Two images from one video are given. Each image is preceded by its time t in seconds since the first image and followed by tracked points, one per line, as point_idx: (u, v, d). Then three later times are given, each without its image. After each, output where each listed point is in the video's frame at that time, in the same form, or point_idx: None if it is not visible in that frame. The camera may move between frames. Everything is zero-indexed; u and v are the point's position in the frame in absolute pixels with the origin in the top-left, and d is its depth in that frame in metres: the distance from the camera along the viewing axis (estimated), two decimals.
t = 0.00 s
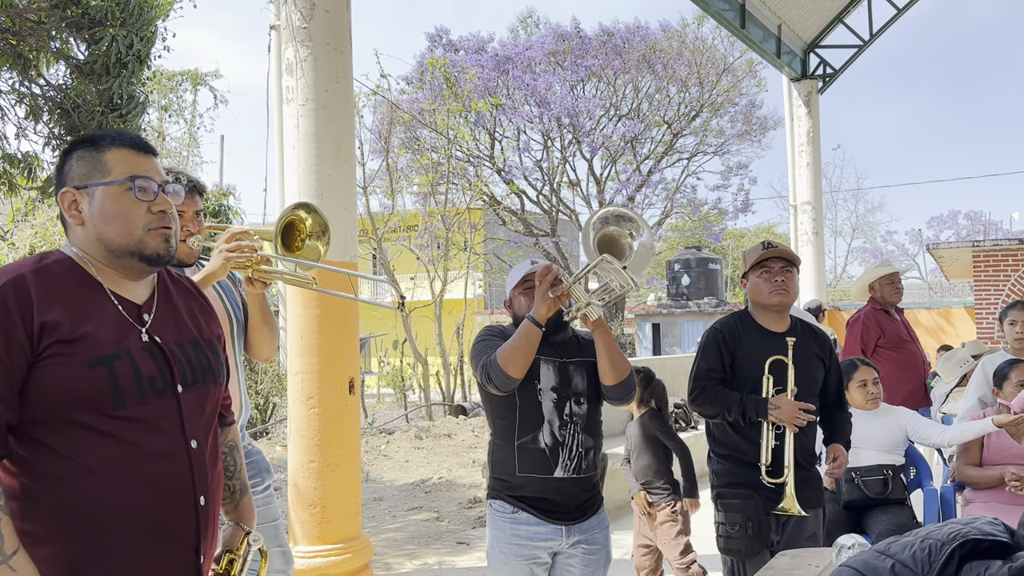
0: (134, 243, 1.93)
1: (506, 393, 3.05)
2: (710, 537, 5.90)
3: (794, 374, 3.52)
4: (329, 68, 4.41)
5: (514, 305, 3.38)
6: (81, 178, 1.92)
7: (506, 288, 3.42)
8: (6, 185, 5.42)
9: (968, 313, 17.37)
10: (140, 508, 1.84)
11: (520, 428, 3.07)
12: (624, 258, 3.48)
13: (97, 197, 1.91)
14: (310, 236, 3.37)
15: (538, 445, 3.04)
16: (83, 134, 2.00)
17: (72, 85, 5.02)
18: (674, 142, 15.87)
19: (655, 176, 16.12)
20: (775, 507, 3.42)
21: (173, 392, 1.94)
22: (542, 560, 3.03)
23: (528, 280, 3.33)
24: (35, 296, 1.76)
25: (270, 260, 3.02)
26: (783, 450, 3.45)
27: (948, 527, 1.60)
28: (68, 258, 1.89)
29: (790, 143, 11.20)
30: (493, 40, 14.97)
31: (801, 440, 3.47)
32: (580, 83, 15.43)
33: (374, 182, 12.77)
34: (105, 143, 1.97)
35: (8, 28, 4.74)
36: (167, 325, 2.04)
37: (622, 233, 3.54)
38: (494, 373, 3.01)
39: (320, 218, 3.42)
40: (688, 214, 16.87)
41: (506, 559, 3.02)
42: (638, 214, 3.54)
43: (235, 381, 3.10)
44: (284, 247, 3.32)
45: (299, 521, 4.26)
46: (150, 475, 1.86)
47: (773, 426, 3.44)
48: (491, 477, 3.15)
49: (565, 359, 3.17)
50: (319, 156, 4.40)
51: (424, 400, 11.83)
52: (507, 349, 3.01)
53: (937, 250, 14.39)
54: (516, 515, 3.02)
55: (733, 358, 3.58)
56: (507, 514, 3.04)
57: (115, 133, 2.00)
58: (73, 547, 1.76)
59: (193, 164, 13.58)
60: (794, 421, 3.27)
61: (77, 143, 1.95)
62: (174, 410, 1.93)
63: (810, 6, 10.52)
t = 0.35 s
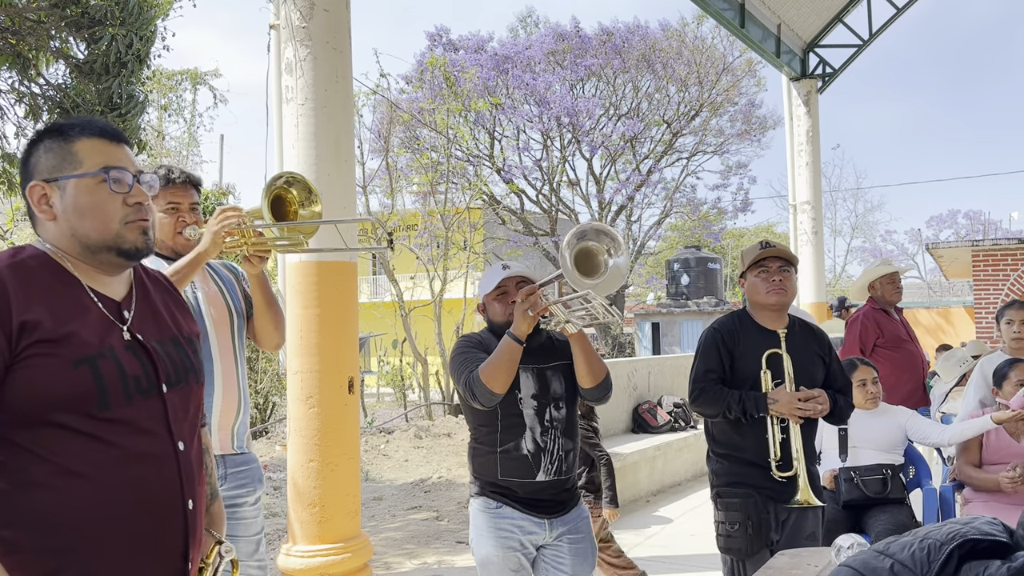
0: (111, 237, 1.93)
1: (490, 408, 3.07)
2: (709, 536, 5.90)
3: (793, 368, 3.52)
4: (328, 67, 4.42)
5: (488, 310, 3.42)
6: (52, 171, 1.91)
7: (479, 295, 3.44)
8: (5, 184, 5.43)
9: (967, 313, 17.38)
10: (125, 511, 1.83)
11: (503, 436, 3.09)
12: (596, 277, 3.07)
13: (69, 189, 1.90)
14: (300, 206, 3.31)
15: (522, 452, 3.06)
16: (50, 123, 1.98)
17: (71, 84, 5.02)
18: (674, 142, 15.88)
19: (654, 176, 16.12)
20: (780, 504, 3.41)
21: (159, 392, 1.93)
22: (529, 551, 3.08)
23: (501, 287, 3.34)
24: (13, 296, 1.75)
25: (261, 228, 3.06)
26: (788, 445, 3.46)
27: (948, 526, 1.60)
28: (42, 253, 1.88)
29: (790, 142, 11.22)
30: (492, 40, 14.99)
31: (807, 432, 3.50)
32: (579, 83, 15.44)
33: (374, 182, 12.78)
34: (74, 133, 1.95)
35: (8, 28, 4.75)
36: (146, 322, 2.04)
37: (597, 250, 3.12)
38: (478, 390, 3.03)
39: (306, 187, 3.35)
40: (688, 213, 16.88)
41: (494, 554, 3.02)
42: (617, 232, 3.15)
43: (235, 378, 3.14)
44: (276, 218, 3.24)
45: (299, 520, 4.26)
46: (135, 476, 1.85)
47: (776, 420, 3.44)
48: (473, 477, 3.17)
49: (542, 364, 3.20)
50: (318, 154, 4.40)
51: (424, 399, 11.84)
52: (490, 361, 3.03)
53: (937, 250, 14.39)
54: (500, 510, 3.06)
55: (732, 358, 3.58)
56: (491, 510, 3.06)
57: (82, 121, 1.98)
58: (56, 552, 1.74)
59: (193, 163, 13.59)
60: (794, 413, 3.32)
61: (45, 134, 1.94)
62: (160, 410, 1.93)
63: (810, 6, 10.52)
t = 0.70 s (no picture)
0: (107, 241, 1.94)
1: (481, 389, 3.06)
2: (710, 536, 5.90)
3: (792, 369, 3.51)
4: (328, 66, 4.41)
5: (478, 308, 3.45)
6: (47, 170, 1.90)
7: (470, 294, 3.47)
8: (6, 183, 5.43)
9: (968, 312, 17.39)
10: (125, 517, 1.84)
11: (494, 427, 3.10)
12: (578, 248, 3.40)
13: (65, 190, 1.89)
14: (317, 224, 3.27)
15: (513, 442, 3.07)
16: (41, 118, 1.95)
17: (72, 84, 5.03)
18: (674, 141, 15.87)
19: (655, 175, 16.12)
20: (778, 504, 3.41)
21: (154, 398, 1.94)
22: (526, 551, 3.07)
23: (490, 284, 3.39)
24: (15, 300, 1.74)
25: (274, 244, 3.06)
26: (785, 446, 3.46)
27: (949, 525, 1.60)
28: (32, 253, 1.87)
29: (790, 142, 11.24)
30: (493, 39, 15.00)
31: (805, 432, 3.51)
32: (580, 82, 15.45)
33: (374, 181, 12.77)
34: (70, 131, 1.93)
35: (9, 27, 4.75)
36: (137, 326, 2.04)
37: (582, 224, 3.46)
38: (468, 370, 3.03)
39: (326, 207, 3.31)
40: (688, 213, 16.88)
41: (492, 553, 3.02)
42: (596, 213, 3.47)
43: (243, 375, 3.15)
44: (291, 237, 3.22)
45: (299, 519, 4.26)
46: (134, 483, 1.86)
47: (775, 422, 3.44)
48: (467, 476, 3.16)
49: (532, 356, 3.21)
50: (319, 154, 4.40)
51: (424, 398, 11.85)
52: (482, 345, 3.02)
53: (937, 249, 14.37)
54: (495, 510, 3.05)
55: (732, 359, 3.58)
56: (485, 509, 3.05)
57: (78, 119, 1.97)
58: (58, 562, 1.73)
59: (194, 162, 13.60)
60: (794, 414, 3.31)
61: (37, 128, 1.91)
62: (155, 417, 1.94)
63: (810, 5, 10.50)
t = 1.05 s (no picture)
0: (122, 239, 1.93)
1: (488, 395, 3.07)
2: (712, 535, 5.90)
3: (796, 369, 3.52)
4: (329, 65, 4.41)
5: (480, 308, 3.45)
6: (60, 171, 1.89)
7: (470, 295, 3.47)
8: (7, 183, 5.44)
9: (969, 311, 17.38)
10: (146, 512, 1.84)
11: (500, 426, 3.10)
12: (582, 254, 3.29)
13: (79, 190, 1.89)
14: (335, 240, 3.36)
15: (519, 442, 3.08)
16: (55, 119, 1.95)
17: (73, 83, 5.04)
18: (675, 140, 15.86)
19: (656, 174, 16.10)
20: (782, 503, 3.42)
21: (173, 392, 1.94)
22: (528, 547, 3.08)
23: (492, 285, 3.39)
24: (28, 298, 1.73)
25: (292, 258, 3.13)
26: (788, 446, 3.46)
27: (954, 524, 1.59)
28: (50, 253, 1.86)
29: (791, 141, 11.24)
30: (494, 38, 14.99)
31: (808, 431, 3.51)
32: (581, 81, 15.43)
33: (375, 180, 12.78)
34: (83, 131, 1.93)
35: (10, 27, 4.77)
36: (156, 322, 2.04)
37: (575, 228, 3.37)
38: (476, 377, 3.03)
39: (347, 224, 3.40)
40: (689, 212, 16.86)
41: (493, 551, 3.04)
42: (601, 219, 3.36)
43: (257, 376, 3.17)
44: (309, 251, 3.29)
45: (302, 519, 4.26)
46: (154, 478, 1.86)
47: (778, 422, 3.44)
48: (472, 473, 3.16)
49: (537, 355, 3.21)
50: (320, 153, 4.40)
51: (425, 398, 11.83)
52: (486, 351, 3.02)
53: (938, 248, 14.35)
54: (499, 507, 3.05)
55: (736, 358, 3.58)
56: (490, 506, 3.05)
57: (92, 119, 1.96)
58: (81, 556, 1.74)
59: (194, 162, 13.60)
60: (798, 415, 3.30)
61: (51, 130, 1.91)
62: (174, 412, 1.93)
63: (811, 3, 10.45)
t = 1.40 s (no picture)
0: (144, 239, 1.92)
1: (503, 393, 3.05)
2: (714, 534, 5.90)
3: (800, 368, 3.52)
4: (332, 64, 4.41)
5: (493, 305, 3.44)
6: (87, 171, 1.88)
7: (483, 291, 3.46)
8: (10, 183, 5.46)
9: (971, 311, 17.37)
10: (167, 505, 1.83)
11: (515, 425, 3.10)
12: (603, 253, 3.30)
13: (106, 190, 1.88)
14: (345, 235, 3.39)
15: (533, 442, 3.08)
16: (84, 121, 1.95)
17: (75, 83, 5.05)
18: (677, 140, 15.85)
19: (657, 173, 16.09)
20: (786, 502, 3.41)
21: (193, 386, 1.93)
22: (540, 547, 3.08)
23: (506, 283, 3.39)
24: (52, 292, 1.72)
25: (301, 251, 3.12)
26: (791, 446, 3.46)
27: (957, 523, 1.59)
28: (74, 251, 1.85)
29: (794, 140, 11.22)
30: (495, 37, 14.97)
31: (812, 432, 3.51)
32: (582, 80, 15.41)
33: (376, 180, 12.81)
34: (113, 133, 1.93)
35: (12, 26, 4.78)
36: (177, 319, 2.03)
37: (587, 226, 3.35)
38: (490, 374, 3.02)
39: (356, 218, 3.43)
40: (691, 211, 16.82)
41: (505, 550, 3.03)
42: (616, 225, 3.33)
43: (267, 374, 3.17)
44: (319, 247, 3.33)
45: (304, 518, 4.27)
46: (175, 471, 1.85)
47: (781, 421, 3.44)
48: (484, 474, 3.15)
49: (550, 355, 3.21)
50: (323, 152, 4.40)
51: (426, 397, 11.83)
52: (502, 348, 3.02)
53: (941, 248, 14.34)
54: (513, 506, 3.05)
55: (739, 357, 3.58)
56: (505, 506, 3.05)
57: (121, 122, 1.96)
58: (102, 547, 1.73)
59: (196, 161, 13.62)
60: (801, 414, 3.31)
61: (81, 131, 1.91)
62: (194, 405, 1.92)
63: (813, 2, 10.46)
